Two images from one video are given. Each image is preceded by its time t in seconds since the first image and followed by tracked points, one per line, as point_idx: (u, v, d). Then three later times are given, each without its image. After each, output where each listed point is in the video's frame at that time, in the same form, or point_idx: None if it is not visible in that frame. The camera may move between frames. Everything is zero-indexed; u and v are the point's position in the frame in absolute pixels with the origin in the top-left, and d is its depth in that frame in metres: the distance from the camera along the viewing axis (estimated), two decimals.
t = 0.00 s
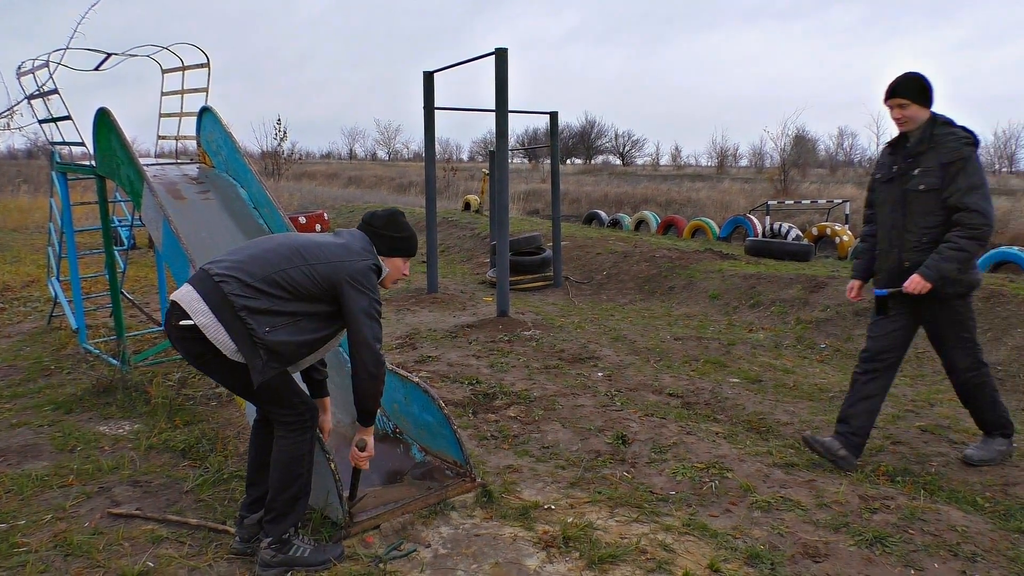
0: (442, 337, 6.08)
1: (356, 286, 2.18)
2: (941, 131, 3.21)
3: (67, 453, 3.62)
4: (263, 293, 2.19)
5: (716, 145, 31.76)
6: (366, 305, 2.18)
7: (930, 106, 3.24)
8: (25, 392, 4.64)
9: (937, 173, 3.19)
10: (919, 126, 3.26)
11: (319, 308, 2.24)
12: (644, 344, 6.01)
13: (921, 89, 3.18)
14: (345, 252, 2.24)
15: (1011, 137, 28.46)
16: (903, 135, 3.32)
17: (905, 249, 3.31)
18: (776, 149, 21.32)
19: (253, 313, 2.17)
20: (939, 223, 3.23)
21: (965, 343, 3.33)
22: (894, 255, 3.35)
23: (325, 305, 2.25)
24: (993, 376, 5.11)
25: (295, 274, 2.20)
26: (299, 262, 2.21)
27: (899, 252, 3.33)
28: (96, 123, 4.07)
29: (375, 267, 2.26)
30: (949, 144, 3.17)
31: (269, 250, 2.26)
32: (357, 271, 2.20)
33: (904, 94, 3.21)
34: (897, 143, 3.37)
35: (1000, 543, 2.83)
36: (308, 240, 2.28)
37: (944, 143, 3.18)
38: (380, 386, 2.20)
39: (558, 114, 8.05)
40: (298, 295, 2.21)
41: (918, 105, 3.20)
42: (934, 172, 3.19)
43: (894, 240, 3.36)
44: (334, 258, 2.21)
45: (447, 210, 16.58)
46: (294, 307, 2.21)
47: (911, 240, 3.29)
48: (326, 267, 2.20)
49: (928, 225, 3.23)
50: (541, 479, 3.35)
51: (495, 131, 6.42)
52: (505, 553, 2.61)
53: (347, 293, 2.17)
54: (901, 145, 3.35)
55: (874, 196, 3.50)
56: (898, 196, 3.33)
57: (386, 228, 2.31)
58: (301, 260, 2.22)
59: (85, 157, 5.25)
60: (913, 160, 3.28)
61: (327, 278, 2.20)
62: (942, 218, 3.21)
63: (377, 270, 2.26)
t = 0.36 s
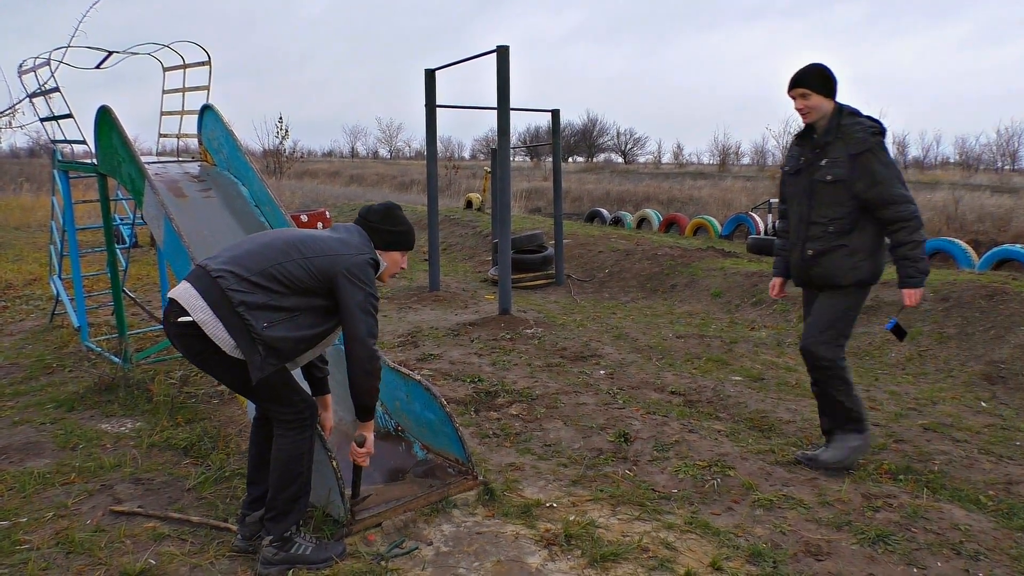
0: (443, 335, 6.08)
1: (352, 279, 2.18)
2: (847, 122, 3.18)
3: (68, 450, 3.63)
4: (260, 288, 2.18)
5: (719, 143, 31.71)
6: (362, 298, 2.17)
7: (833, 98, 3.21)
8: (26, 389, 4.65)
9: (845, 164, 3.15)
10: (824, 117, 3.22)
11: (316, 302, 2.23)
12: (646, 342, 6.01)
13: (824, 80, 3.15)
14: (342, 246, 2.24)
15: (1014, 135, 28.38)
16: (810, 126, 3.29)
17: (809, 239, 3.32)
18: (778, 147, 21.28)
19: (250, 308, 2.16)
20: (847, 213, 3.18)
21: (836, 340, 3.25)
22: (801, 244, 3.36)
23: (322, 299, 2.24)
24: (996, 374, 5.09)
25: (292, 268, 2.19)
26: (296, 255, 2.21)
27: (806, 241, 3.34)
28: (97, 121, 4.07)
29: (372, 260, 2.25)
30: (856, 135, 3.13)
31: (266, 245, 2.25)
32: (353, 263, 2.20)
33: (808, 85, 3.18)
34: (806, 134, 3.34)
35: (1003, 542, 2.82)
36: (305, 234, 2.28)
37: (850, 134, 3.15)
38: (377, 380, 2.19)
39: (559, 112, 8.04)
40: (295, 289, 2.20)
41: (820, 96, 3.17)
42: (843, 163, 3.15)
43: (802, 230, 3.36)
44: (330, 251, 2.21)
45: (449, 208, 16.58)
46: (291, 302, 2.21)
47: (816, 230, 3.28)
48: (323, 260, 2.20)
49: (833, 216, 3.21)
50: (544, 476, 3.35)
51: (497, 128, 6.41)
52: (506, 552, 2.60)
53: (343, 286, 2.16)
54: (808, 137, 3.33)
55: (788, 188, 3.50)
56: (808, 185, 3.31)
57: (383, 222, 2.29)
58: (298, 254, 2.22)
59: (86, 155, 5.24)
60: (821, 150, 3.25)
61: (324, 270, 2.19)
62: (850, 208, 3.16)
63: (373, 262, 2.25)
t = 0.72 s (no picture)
0: (446, 331, 6.08)
1: (350, 273, 2.17)
2: (774, 126, 2.94)
3: (71, 447, 3.63)
4: (261, 278, 2.19)
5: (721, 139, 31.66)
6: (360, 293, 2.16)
7: (765, 101, 2.96)
8: (29, 387, 4.66)
9: (766, 172, 2.92)
10: (752, 121, 2.97)
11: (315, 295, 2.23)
12: (648, 338, 6.00)
13: (755, 80, 2.90)
14: (344, 240, 2.23)
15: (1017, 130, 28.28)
16: (739, 128, 3.04)
17: (726, 247, 3.05)
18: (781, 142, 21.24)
19: (250, 298, 2.17)
20: (764, 223, 2.95)
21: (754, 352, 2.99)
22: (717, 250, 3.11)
23: (322, 292, 2.24)
24: (999, 370, 5.08)
25: (293, 260, 2.19)
26: (297, 246, 2.21)
27: (722, 247, 3.08)
28: (98, 119, 4.07)
29: (372, 254, 2.24)
30: (780, 141, 2.89)
31: (269, 235, 2.26)
32: (354, 257, 2.19)
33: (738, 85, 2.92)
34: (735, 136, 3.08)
35: (1007, 538, 2.81)
36: (309, 227, 2.28)
37: (776, 139, 2.91)
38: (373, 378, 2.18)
39: (560, 108, 8.03)
40: (296, 281, 2.20)
41: (750, 97, 2.92)
42: (763, 169, 2.93)
43: (719, 237, 3.10)
44: (332, 245, 2.21)
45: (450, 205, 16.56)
46: (292, 294, 2.21)
47: (733, 238, 3.03)
48: (323, 252, 2.20)
49: (748, 223, 2.98)
50: (546, 473, 3.34)
51: (498, 124, 6.40)
52: (509, 548, 2.60)
53: (343, 280, 2.16)
54: (736, 139, 3.07)
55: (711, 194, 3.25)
56: (728, 191, 3.07)
57: (387, 228, 2.29)
58: (300, 246, 2.21)
59: (88, 153, 5.25)
60: (744, 155, 3.01)
61: (324, 263, 2.19)
62: (768, 217, 2.94)
63: (374, 257, 2.24)
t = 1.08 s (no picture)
0: (449, 329, 6.08)
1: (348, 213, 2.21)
2: (718, 110, 2.86)
3: (75, 444, 3.64)
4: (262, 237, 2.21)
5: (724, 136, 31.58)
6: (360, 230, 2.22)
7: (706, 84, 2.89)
8: (33, 383, 4.67)
9: (712, 153, 2.83)
10: (695, 104, 2.89)
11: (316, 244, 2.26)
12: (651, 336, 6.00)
13: (695, 63, 2.82)
14: (332, 183, 2.27)
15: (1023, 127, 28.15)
16: (681, 113, 2.96)
17: (672, 233, 2.95)
18: (785, 140, 21.18)
19: (255, 259, 2.19)
20: (710, 208, 2.88)
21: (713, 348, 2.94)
22: (661, 238, 3.00)
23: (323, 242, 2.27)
24: (1004, 368, 5.06)
25: (288, 212, 2.22)
26: (288, 199, 2.23)
27: (666, 234, 2.97)
28: (102, 116, 4.08)
29: (363, 191, 2.29)
30: (726, 123, 2.82)
31: (259, 197, 2.27)
32: (348, 196, 2.24)
33: (678, 68, 2.84)
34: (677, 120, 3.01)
35: (1010, 536, 2.81)
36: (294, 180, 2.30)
37: (721, 122, 2.83)
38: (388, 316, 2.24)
39: (564, 105, 8.01)
40: (295, 234, 2.23)
41: (690, 81, 2.84)
42: (708, 152, 2.83)
43: (662, 223, 2.99)
44: (323, 190, 2.24)
45: (454, 203, 16.56)
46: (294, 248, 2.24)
47: (678, 224, 2.93)
48: (315, 198, 2.23)
49: (693, 208, 2.89)
50: (549, 470, 3.34)
51: (502, 121, 6.39)
52: (512, 545, 2.60)
53: (340, 221, 2.20)
54: (679, 123, 2.98)
55: (649, 176, 3.14)
56: (672, 175, 2.96)
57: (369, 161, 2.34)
58: (291, 198, 2.24)
59: (92, 150, 5.25)
60: (690, 137, 2.91)
61: (320, 210, 2.22)
62: (715, 202, 2.86)
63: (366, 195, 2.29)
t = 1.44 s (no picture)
0: (453, 327, 6.09)
1: (321, 148, 2.19)
2: (654, 109, 2.80)
3: (81, 440, 3.66)
4: (263, 216, 2.22)
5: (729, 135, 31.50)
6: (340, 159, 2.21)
7: (638, 83, 2.81)
8: (39, 380, 4.69)
9: (657, 152, 2.76)
10: (628, 102, 2.80)
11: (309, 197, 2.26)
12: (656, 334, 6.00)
13: (626, 61, 2.72)
14: (290, 132, 2.24)
15: None
16: (613, 113, 2.86)
17: (624, 236, 2.81)
18: (790, 139, 21.13)
19: (268, 240, 2.22)
20: (660, 208, 2.78)
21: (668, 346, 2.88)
22: (610, 241, 2.85)
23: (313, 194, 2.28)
24: (1009, 368, 5.04)
25: (267, 179, 2.21)
26: (259, 168, 2.22)
27: (617, 237, 2.83)
28: (108, 113, 4.09)
29: (325, 122, 2.27)
30: (666, 122, 2.77)
31: (238, 180, 2.27)
32: (312, 132, 2.21)
33: (609, 66, 2.74)
34: (609, 120, 2.89)
35: (1015, 537, 2.80)
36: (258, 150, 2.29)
37: (660, 121, 2.78)
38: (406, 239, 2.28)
39: (569, 104, 8.00)
40: (285, 197, 2.23)
41: (623, 80, 2.75)
42: (654, 151, 2.75)
43: (610, 227, 2.85)
44: (285, 142, 2.22)
45: (458, 201, 16.56)
46: (292, 211, 2.25)
47: (630, 226, 2.80)
48: (285, 154, 2.22)
49: (643, 209, 2.78)
50: (552, 469, 3.34)
51: (507, 120, 6.39)
52: (516, 543, 2.61)
53: (314, 163, 2.18)
54: (611, 123, 2.89)
55: (581, 176, 2.98)
56: (613, 176, 2.85)
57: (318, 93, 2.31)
58: (261, 164, 2.23)
59: (98, 148, 5.27)
60: (630, 137, 2.81)
61: (297, 164, 2.21)
62: (664, 201, 2.78)
63: (331, 125, 2.27)
